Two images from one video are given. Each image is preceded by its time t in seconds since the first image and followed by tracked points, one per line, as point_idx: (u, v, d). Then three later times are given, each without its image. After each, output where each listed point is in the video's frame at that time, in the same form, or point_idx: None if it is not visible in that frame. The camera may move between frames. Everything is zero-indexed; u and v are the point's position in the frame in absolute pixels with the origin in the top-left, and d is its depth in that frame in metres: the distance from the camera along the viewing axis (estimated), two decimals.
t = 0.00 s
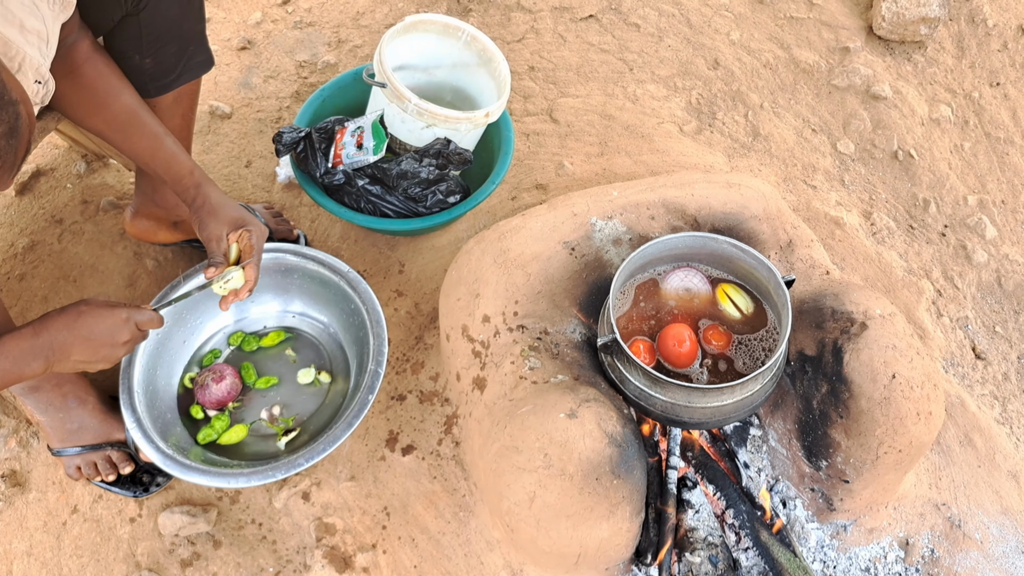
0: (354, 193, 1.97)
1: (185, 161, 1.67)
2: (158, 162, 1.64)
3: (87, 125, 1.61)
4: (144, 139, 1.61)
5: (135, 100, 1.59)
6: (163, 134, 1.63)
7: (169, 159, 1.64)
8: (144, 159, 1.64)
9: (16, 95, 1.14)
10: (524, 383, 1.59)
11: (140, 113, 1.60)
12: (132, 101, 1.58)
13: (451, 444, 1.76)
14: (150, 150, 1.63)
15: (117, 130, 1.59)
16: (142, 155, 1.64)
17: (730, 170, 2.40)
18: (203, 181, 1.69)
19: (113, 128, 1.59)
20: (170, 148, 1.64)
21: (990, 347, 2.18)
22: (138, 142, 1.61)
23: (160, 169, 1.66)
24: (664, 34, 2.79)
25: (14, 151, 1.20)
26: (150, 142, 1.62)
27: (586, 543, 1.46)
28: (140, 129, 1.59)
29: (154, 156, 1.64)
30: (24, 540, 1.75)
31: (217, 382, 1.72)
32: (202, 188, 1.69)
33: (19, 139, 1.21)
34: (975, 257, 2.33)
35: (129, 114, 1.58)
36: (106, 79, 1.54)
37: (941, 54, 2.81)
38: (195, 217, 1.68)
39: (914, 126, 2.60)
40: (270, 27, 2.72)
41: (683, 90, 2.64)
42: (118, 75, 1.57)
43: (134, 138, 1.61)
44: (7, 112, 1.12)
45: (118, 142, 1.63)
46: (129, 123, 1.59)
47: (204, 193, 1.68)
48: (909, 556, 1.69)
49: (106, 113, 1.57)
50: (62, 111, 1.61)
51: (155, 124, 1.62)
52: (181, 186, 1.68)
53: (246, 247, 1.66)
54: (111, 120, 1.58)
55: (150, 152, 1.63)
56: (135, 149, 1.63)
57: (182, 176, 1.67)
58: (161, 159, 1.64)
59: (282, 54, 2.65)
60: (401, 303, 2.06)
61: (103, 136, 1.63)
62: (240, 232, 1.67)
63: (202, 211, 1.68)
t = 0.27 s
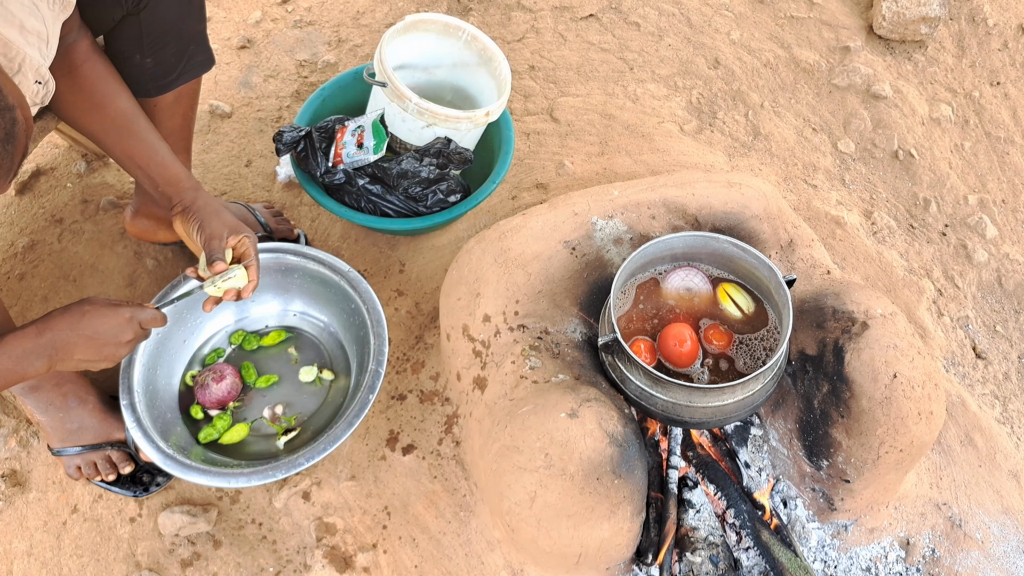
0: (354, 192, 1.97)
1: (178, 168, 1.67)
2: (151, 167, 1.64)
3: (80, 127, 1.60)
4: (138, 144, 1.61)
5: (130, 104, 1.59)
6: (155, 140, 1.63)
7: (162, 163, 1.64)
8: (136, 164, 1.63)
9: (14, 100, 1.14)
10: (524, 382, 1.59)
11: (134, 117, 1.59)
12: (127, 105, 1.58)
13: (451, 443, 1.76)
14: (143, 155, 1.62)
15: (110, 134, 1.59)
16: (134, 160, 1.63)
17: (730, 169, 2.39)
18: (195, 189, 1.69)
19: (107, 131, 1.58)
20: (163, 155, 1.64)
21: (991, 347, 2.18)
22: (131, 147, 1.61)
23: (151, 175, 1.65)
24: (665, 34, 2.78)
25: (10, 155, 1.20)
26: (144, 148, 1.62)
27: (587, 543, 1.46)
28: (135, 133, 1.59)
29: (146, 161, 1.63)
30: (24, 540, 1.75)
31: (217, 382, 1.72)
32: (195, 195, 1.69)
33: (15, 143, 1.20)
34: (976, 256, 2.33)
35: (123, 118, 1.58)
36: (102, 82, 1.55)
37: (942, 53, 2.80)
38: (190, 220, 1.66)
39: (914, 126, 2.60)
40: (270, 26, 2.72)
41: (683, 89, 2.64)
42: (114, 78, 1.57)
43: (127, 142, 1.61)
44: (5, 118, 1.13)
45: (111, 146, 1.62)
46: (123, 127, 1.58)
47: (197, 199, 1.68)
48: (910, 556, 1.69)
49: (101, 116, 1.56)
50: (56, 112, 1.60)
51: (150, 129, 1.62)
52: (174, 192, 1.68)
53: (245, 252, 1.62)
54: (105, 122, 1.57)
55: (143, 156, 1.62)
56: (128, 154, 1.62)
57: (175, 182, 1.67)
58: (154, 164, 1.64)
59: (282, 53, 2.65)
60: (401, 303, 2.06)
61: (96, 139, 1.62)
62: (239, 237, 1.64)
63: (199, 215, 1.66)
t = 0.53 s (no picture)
0: (355, 191, 1.97)
1: (182, 165, 1.67)
2: (155, 164, 1.65)
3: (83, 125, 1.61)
4: (142, 142, 1.61)
5: (132, 101, 1.59)
6: (158, 136, 1.63)
7: (165, 161, 1.65)
8: (141, 161, 1.64)
9: (15, 102, 1.15)
10: (525, 382, 1.59)
11: (136, 115, 1.59)
12: (129, 102, 1.58)
13: (452, 443, 1.76)
14: (147, 153, 1.63)
15: (114, 132, 1.59)
16: (139, 158, 1.64)
17: (731, 169, 2.39)
18: (200, 185, 1.70)
19: (110, 129, 1.59)
20: (167, 152, 1.65)
21: (992, 346, 2.18)
22: (135, 145, 1.61)
23: (156, 171, 1.67)
24: (665, 33, 2.78)
25: (14, 157, 1.21)
26: (147, 145, 1.62)
27: (588, 542, 1.46)
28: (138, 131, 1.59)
29: (151, 159, 1.64)
30: (25, 539, 1.75)
31: (218, 381, 1.72)
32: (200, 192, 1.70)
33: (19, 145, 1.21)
34: (977, 256, 2.33)
35: (126, 116, 1.58)
36: (104, 80, 1.54)
37: (943, 53, 2.80)
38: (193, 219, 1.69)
39: (915, 125, 2.60)
40: (270, 26, 2.72)
41: (684, 89, 2.64)
42: (115, 76, 1.56)
43: (130, 140, 1.61)
44: (6, 120, 1.13)
45: (115, 143, 1.62)
46: (126, 125, 1.59)
47: (201, 196, 1.69)
48: (911, 556, 1.69)
49: (103, 115, 1.57)
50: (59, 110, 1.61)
51: (152, 126, 1.62)
52: (176, 190, 1.69)
53: (246, 249, 1.65)
54: (108, 121, 1.58)
55: (146, 153, 1.63)
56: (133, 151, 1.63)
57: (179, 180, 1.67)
58: (158, 162, 1.64)
59: (282, 52, 2.65)
60: (401, 302, 2.06)
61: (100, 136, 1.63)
62: (240, 234, 1.66)
63: (201, 213, 1.68)
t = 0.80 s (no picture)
0: (354, 191, 1.97)
1: (189, 159, 1.66)
2: (162, 158, 1.63)
3: (87, 125, 1.61)
4: (148, 138, 1.61)
5: (136, 100, 1.59)
6: (165, 133, 1.63)
7: (174, 156, 1.64)
8: (147, 158, 1.63)
9: (18, 95, 1.14)
10: (524, 381, 1.58)
11: (143, 113, 1.60)
12: (134, 100, 1.59)
13: (450, 442, 1.76)
14: (153, 149, 1.62)
15: (118, 130, 1.59)
16: (145, 154, 1.63)
17: (730, 168, 2.39)
18: (208, 178, 1.68)
19: (114, 127, 1.59)
20: (173, 147, 1.64)
21: (991, 346, 2.17)
22: (140, 141, 1.61)
23: (163, 166, 1.64)
24: (664, 33, 2.78)
25: (18, 151, 1.20)
26: (153, 141, 1.62)
27: (586, 542, 1.45)
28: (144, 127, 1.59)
29: (157, 154, 1.63)
30: (23, 539, 1.75)
31: (216, 381, 1.72)
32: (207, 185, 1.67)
33: (22, 140, 1.20)
34: (976, 256, 2.32)
35: (131, 114, 1.59)
36: (108, 79, 1.55)
37: (942, 52, 2.80)
38: (196, 207, 1.64)
39: (915, 125, 2.59)
40: (269, 25, 2.72)
41: (683, 88, 2.64)
42: (118, 75, 1.57)
43: (135, 138, 1.61)
44: (11, 113, 1.12)
45: (119, 141, 1.62)
46: (131, 122, 1.59)
47: (209, 187, 1.67)
48: (910, 555, 1.68)
49: (108, 113, 1.57)
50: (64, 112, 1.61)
51: (158, 123, 1.63)
52: (184, 181, 1.65)
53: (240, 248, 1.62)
54: (111, 119, 1.58)
55: (154, 149, 1.62)
56: (138, 148, 1.62)
57: (186, 172, 1.65)
58: (164, 157, 1.63)
59: (281, 52, 2.64)
60: (400, 301, 2.06)
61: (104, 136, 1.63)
62: (236, 232, 1.63)
63: (204, 203, 1.64)
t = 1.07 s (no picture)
0: (354, 191, 1.97)
1: (196, 148, 1.67)
2: (170, 149, 1.64)
3: (92, 120, 1.61)
4: (154, 129, 1.61)
5: (141, 91, 1.59)
6: (171, 123, 1.64)
7: (180, 145, 1.65)
8: (154, 149, 1.64)
9: (23, 93, 1.14)
10: (524, 382, 1.59)
11: (148, 104, 1.60)
12: (138, 92, 1.59)
13: (451, 443, 1.76)
14: (159, 140, 1.63)
15: (124, 122, 1.59)
16: (152, 146, 1.63)
17: (730, 168, 2.39)
18: (215, 166, 1.69)
19: (120, 120, 1.59)
20: (180, 137, 1.65)
21: (991, 346, 2.18)
22: (147, 133, 1.61)
23: (171, 156, 1.66)
24: (664, 33, 2.78)
25: (24, 147, 1.21)
26: (160, 131, 1.62)
27: (587, 542, 1.45)
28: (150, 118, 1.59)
29: (165, 145, 1.64)
30: (23, 539, 1.75)
31: (216, 381, 1.72)
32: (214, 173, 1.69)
33: (28, 137, 1.20)
34: (976, 256, 2.33)
35: (136, 106, 1.59)
36: (112, 73, 1.54)
37: (942, 53, 2.80)
38: (202, 197, 1.66)
39: (914, 125, 2.59)
40: (269, 26, 2.72)
41: (683, 89, 2.64)
42: (121, 68, 1.57)
43: (142, 130, 1.61)
44: (16, 110, 1.12)
45: (125, 134, 1.62)
46: (136, 115, 1.59)
47: (217, 176, 1.69)
48: (910, 555, 1.68)
49: (112, 106, 1.57)
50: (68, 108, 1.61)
51: (164, 113, 1.63)
52: (192, 171, 1.67)
53: (242, 239, 1.64)
54: (115, 113, 1.58)
55: (160, 140, 1.63)
56: (145, 140, 1.63)
57: (194, 161, 1.67)
58: (172, 147, 1.64)
59: (281, 52, 2.64)
60: (400, 302, 2.06)
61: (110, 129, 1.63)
62: (240, 224, 1.66)
63: (209, 192, 1.66)
